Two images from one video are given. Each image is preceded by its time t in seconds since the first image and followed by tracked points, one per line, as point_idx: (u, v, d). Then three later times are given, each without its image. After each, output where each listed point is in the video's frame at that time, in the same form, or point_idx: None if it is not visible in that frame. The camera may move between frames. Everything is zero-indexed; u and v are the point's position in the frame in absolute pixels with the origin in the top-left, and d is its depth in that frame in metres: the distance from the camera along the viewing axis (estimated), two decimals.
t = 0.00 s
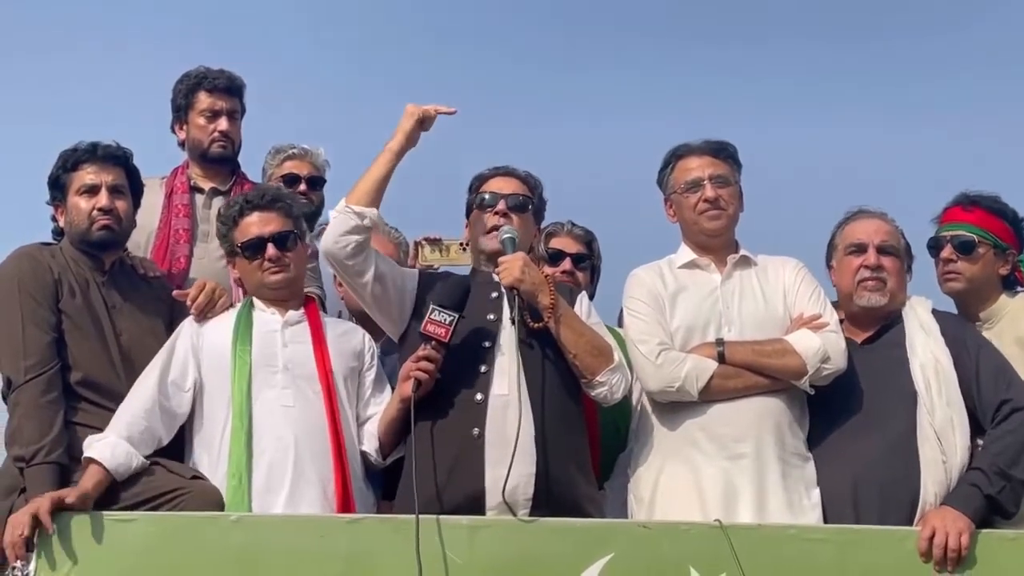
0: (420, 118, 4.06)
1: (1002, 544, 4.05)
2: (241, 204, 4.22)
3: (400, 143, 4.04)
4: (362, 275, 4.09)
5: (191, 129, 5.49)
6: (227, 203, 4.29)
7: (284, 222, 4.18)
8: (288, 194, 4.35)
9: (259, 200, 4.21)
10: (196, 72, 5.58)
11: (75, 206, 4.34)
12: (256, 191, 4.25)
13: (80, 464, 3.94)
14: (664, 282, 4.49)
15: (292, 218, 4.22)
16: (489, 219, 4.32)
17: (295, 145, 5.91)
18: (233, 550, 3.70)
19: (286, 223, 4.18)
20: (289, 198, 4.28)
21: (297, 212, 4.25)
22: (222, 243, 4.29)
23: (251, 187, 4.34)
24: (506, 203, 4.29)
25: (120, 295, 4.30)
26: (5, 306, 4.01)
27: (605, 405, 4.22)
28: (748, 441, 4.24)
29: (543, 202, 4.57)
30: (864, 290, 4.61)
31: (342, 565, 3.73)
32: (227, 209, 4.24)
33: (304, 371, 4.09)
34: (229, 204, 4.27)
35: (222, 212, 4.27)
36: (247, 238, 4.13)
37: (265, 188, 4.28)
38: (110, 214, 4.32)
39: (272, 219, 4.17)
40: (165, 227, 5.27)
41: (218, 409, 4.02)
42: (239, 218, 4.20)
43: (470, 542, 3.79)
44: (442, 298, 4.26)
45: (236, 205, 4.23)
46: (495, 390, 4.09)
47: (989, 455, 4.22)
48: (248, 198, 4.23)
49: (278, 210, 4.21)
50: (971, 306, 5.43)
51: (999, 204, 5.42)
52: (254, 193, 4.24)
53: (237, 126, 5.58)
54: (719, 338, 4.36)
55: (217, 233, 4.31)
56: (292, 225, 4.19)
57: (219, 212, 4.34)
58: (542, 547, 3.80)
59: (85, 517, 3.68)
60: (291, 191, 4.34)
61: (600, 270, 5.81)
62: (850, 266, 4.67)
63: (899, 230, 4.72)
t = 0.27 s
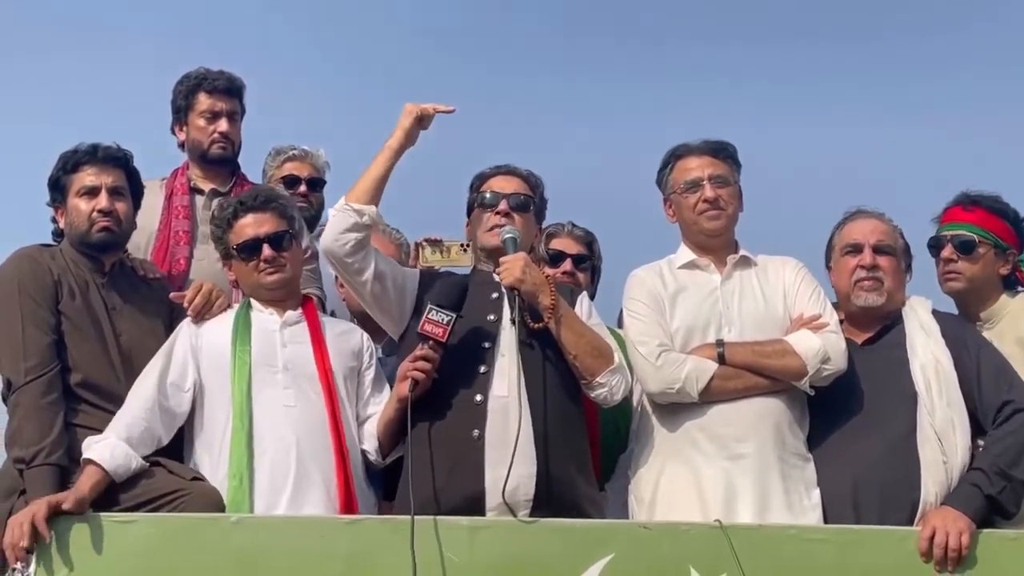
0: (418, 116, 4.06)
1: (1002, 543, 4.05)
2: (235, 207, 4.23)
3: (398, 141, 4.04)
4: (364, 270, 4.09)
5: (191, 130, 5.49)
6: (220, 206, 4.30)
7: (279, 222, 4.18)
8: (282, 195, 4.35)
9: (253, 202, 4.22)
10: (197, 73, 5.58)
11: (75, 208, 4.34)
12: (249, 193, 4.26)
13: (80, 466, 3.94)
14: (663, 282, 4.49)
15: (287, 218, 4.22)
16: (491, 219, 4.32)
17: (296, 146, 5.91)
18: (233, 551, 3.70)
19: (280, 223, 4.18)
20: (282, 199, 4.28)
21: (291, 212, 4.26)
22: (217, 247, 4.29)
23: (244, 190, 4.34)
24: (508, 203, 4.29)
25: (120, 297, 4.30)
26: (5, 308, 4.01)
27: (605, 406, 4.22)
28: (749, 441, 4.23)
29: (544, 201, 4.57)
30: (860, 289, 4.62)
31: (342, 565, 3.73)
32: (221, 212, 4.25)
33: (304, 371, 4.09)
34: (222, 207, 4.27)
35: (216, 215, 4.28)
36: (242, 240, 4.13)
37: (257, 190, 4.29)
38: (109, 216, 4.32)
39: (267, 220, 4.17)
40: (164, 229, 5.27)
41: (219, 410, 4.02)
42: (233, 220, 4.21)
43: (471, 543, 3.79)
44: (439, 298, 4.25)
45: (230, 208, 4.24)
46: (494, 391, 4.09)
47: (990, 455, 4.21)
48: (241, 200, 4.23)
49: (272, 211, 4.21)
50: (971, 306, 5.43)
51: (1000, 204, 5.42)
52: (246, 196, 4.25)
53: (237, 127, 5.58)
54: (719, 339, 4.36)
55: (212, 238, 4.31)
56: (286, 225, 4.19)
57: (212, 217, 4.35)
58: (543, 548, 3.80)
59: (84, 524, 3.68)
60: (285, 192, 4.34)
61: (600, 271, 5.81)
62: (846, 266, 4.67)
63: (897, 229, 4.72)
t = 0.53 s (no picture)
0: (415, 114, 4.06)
1: (1004, 544, 4.05)
2: (232, 209, 4.23)
3: (395, 137, 4.05)
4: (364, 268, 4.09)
5: (192, 133, 5.50)
6: (218, 209, 4.30)
7: (277, 224, 4.18)
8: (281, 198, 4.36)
9: (251, 204, 4.22)
10: (197, 74, 5.58)
11: (75, 210, 4.34)
12: (248, 196, 4.26)
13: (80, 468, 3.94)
14: (663, 284, 4.49)
15: (285, 219, 4.22)
16: (493, 220, 4.30)
17: (297, 148, 5.91)
18: (234, 553, 3.70)
19: (278, 225, 4.18)
20: (280, 200, 4.28)
21: (289, 214, 4.26)
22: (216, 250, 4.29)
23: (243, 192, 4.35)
24: (513, 203, 4.27)
25: (120, 299, 4.30)
26: (6, 310, 4.01)
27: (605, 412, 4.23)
28: (749, 442, 4.23)
29: (552, 199, 4.53)
30: (858, 291, 4.62)
31: (343, 567, 3.73)
32: (219, 214, 4.26)
33: (305, 372, 4.09)
34: (221, 210, 4.28)
35: (215, 218, 4.28)
36: (240, 243, 4.14)
37: (256, 192, 4.29)
38: (109, 218, 4.32)
39: (265, 222, 4.18)
40: (164, 231, 5.27)
41: (220, 412, 4.02)
42: (231, 223, 4.21)
43: (471, 545, 3.79)
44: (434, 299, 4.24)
45: (228, 211, 4.24)
46: (494, 394, 4.08)
47: (991, 457, 4.21)
48: (239, 203, 4.24)
49: (270, 212, 4.21)
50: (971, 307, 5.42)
51: (1000, 205, 5.42)
52: (244, 198, 4.25)
53: (238, 128, 5.58)
54: (719, 340, 4.36)
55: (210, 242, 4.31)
56: (285, 227, 4.19)
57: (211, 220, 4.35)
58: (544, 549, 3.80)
59: (83, 524, 3.67)
60: (283, 194, 4.34)
61: (601, 272, 5.81)
62: (845, 267, 4.67)
63: (897, 231, 4.73)
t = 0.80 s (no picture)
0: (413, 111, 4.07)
1: (1005, 546, 4.05)
2: (232, 212, 4.25)
3: (394, 135, 4.05)
4: (374, 268, 4.09)
5: (193, 135, 5.51)
6: (218, 212, 4.31)
7: (276, 226, 4.19)
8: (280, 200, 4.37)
9: (251, 207, 4.23)
10: (198, 77, 5.59)
11: (75, 213, 4.35)
12: (248, 198, 4.27)
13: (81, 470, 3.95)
14: (663, 285, 4.50)
15: (284, 222, 4.23)
16: (498, 221, 4.26)
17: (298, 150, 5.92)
18: (234, 556, 3.71)
19: (278, 228, 4.20)
20: (280, 202, 4.29)
21: (288, 216, 4.27)
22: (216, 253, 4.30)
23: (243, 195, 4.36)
24: (518, 204, 4.22)
25: (121, 302, 4.31)
26: (7, 314, 4.02)
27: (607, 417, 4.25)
28: (748, 443, 4.24)
29: (554, 194, 4.49)
30: (855, 293, 4.63)
31: (343, 569, 3.74)
32: (219, 217, 4.27)
33: (307, 375, 4.10)
34: (221, 212, 4.29)
35: (215, 220, 4.30)
36: (241, 245, 4.15)
37: (256, 194, 4.30)
38: (109, 221, 4.34)
39: (265, 224, 4.19)
40: (165, 234, 5.28)
41: (222, 416, 4.02)
42: (231, 225, 4.23)
43: (472, 547, 3.80)
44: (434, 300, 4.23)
45: (229, 213, 4.26)
46: (500, 402, 4.09)
47: (993, 458, 4.22)
48: (239, 205, 4.25)
49: (270, 215, 4.22)
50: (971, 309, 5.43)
51: (1000, 207, 5.42)
52: (244, 200, 4.26)
53: (239, 131, 5.59)
54: (718, 342, 4.37)
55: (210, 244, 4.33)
56: (285, 229, 4.21)
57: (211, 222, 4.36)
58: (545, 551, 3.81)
59: (85, 530, 3.68)
60: (282, 197, 4.34)
61: (602, 274, 5.81)
62: (841, 269, 4.70)
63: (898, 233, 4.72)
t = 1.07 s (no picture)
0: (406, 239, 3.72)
1: (1005, 548, 4.05)
2: (232, 215, 4.25)
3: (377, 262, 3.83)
4: (386, 320, 4.01)
5: (194, 138, 5.51)
6: (219, 215, 4.31)
7: (277, 229, 4.19)
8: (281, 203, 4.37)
9: (252, 209, 4.23)
10: (199, 80, 5.59)
11: (77, 217, 4.35)
12: (248, 201, 4.27)
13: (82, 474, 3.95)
14: (663, 287, 4.50)
15: (285, 224, 4.24)
16: (507, 221, 4.21)
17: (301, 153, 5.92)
18: (234, 559, 3.71)
19: (279, 230, 4.20)
20: (281, 205, 4.30)
21: (289, 219, 4.27)
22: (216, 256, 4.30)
23: (243, 197, 4.36)
24: (528, 204, 4.18)
25: (123, 306, 4.31)
26: (8, 317, 4.03)
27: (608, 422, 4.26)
28: (749, 446, 4.24)
29: (563, 194, 4.45)
30: (856, 295, 4.63)
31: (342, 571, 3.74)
32: (220, 220, 4.27)
33: (307, 378, 4.10)
34: (222, 215, 4.29)
35: (216, 223, 4.30)
36: (242, 248, 4.15)
37: (257, 197, 4.30)
38: (112, 225, 4.34)
39: (266, 227, 4.19)
40: (167, 237, 5.28)
41: (222, 419, 4.02)
42: (231, 228, 4.23)
43: (472, 549, 3.80)
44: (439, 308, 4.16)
45: (229, 216, 4.26)
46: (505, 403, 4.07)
47: (994, 461, 4.22)
48: (240, 208, 4.25)
49: (271, 218, 4.23)
50: (973, 310, 5.43)
51: (1001, 208, 5.42)
52: (245, 203, 4.26)
53: (240, 134, 5.59)
54: (719, 345, 4.37)
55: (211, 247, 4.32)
56: (285, 232, 4.21)
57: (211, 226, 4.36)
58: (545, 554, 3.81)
59: (85, 533, 3.69)
60: (283, 199, 4.35)
61: (604, 277, 5.81)
62: (841, 271, 4.70)
63: (898, 235, 4.72)
